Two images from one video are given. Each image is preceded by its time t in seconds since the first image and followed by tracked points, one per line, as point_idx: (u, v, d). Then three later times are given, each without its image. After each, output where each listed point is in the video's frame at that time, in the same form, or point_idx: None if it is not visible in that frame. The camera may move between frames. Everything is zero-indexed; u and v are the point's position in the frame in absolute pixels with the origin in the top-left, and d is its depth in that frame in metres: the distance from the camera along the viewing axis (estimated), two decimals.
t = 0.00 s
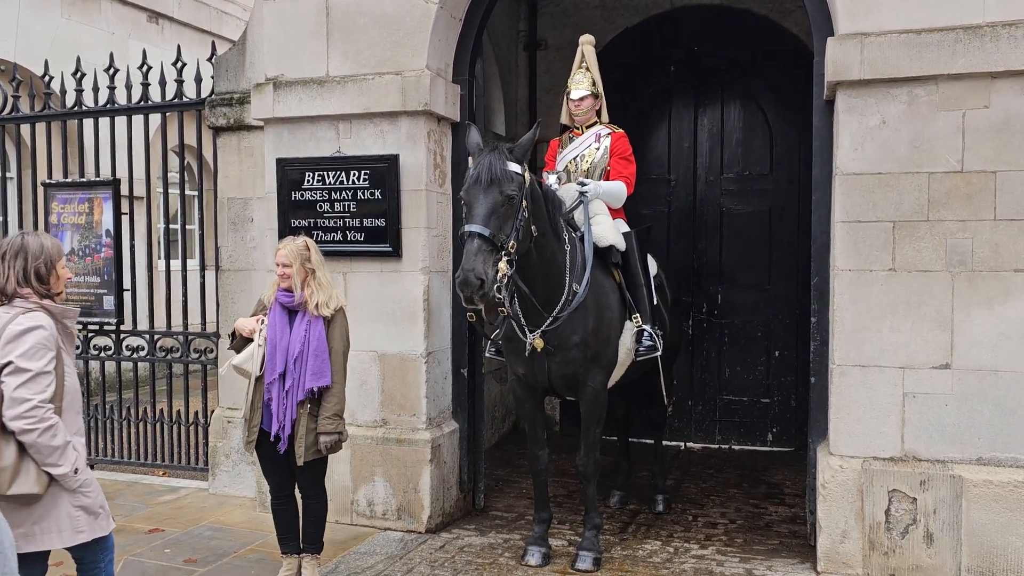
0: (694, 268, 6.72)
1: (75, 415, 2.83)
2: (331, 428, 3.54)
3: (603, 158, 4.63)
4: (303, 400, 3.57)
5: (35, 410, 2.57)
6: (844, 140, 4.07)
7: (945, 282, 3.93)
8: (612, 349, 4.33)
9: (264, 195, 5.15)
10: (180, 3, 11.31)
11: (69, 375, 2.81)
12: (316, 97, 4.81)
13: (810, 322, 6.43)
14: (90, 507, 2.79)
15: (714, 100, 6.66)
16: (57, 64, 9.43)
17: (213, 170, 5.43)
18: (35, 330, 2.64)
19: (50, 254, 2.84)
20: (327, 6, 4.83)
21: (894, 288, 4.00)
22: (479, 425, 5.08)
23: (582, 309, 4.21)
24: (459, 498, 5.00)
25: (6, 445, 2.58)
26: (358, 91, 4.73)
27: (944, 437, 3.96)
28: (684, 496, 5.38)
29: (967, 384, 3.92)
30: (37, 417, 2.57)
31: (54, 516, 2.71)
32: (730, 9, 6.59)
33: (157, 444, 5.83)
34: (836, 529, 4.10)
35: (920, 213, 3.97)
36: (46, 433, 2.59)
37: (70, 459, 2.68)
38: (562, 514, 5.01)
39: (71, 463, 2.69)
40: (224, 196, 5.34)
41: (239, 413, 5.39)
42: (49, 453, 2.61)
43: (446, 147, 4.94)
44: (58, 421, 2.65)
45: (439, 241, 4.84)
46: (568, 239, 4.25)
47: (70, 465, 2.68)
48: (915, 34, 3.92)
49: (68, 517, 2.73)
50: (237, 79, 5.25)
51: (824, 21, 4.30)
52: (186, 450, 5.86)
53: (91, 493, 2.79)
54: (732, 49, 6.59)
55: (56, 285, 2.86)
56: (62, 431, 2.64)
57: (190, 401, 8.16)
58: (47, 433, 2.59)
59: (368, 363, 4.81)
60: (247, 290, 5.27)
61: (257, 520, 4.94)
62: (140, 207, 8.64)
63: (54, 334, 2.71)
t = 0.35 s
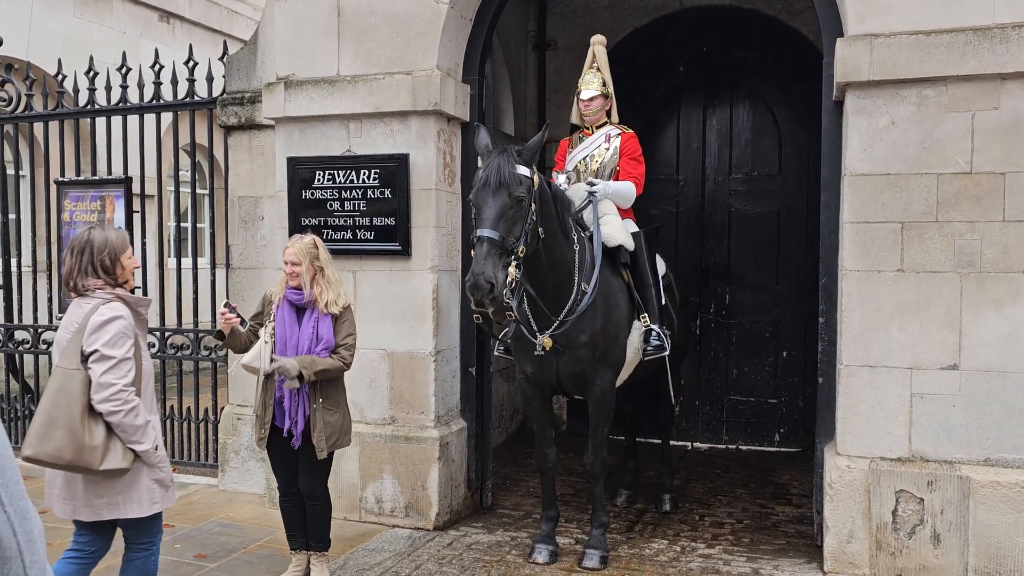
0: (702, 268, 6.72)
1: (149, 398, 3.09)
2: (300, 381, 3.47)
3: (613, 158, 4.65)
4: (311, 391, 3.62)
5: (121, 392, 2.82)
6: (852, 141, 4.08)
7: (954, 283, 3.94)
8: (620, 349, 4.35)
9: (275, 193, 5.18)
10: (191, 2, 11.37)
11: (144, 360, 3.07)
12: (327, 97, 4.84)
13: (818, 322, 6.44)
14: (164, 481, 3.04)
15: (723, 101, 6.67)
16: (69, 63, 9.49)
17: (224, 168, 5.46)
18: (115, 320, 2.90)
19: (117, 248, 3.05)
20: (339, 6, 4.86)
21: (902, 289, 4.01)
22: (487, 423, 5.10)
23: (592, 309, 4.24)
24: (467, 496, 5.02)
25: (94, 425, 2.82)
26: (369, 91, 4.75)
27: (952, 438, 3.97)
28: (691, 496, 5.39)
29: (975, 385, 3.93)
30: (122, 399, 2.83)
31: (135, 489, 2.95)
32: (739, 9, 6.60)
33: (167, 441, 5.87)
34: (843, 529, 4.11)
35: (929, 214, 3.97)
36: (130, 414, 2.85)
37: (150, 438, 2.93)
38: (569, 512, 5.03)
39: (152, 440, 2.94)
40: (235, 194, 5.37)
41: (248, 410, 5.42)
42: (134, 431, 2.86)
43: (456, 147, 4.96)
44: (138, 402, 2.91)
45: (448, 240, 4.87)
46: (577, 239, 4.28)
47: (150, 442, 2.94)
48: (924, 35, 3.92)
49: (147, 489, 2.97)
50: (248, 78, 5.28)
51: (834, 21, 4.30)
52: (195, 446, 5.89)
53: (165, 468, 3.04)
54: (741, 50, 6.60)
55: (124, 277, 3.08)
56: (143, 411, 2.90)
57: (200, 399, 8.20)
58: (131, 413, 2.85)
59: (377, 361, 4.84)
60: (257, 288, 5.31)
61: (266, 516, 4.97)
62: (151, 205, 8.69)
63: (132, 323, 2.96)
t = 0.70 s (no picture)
0: (706, 268, 6.73)
1: (190, 391, 3.20)
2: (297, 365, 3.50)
3: (618, 157, 4.65)
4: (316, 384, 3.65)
5: (151, 383, 2.94)
6: (857, 141, 4.09)
7: (959, 283, 3.94)
8: (625, 347, 4.36)
9: (281, 192, 5.19)
10: (198, 2, 11.40)
11: (187, 352, 3.19)
12: (333, 95, 4.86)
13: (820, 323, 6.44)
14: (200, 469, 3.14)
15: (728, 101, 6.67)
16: (76, 62, 9.53)
17: (230, 167, 5.48)
18: (152, 315, 3.02)
19: (168, 244, 3.19)
20: (345, 5, 4.88)
21: (907, 289, 4.02)
22: (491, 422, 5.10)
23: (597, 309, 4.25)
24: (471, 495, 5.03)
25: (128, 412, 2.97)
26: (375, 90, 4.77)
27: (957, 438, 3.97)
28: (695, 495, 5.40)
29: (979, 385, 3.93)
30: (155, 389, 2.95)
31: (170, 475, 3.06)
32: (743, 9, 6.59)
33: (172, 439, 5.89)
34: (847, 528, 4.12)
35: (934, 214, 3.98)
36: (161, 403, 2.96)
37: (183, 427, 3.03)
38: (573, 511, 5.05)
39: (186, 429, 3.04)
40: (241, 193, 5.39)
41: (254, 408, 5.44)
42: (165, 420, 2.98)
43: (461, 146, 4.98)
44: (173, 393, 3.02)
45: (453, 239, 4.88)
46: (582, 239, 4.29)
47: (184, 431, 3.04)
48: (929, 35, 3.93)
49: (181, 476, 3.08)
50: (255, 77, 5.30)
51: (840, 21, 4.30)
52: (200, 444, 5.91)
53: (200, 458, 3.14)
54: (746, 50, 6.60)
55: (175, 273, 3.21)
56: (177, 401, 3.01)
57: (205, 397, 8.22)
58: (164, 403, 2.96)
59: (382, 359, 4.85)
60: (263, 286, 5.33)
61: (271, 514, 4.99)
62: (157, 204, 8.72)
63: (172, 317, 3.08)
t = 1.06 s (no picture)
0: (709, 265, 6.61)
1: (198, 389, 3.16)
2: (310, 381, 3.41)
3: (621, 150, 4.53)
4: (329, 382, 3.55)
5: (138, 379, 2.97)
6: (866, 134, 3.97)
7: (969, 281, 3.84)
8: (626, 346, 4.25)
9: (273, 186, 5.06)
10: None
11: (195, 350, 3.15)
12: (328, 87, 4.73)
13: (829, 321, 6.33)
14: (199, 466, 3.12)
15: (732, 93, 6.55)
16: (64, 51, 9.39)
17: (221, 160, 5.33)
18: (149, 313, 3.03)
19: (191, 243, 3.20)
20: None
21: (916, 287, 3.91)
22: (490, 423, 4.97)
23: (598, 307, 4.13)
24: (469, 498, 4.91)
25: (125, 404, 3.03)
26: (370, 82, 4.64)
27: (967, 440, 3.87)
28: (698, 499, 5.29)
29: (990, 386, 3.83)
30: (142, 385, 2.97)
31: (166, 469, 3.09)
32: None
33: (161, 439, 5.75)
34: (854, 532, 4.01)
35: (944, 210, 3.87)
36: (147, 399, 2.98)
37: (172, 425, 3.02)
38: (574, 515, 4.93)
39: (176, 427, 3.03)
40: (232, 187, 5.25)
41: (246, 408, 5.31)
42: (153, 416, 2.99)
43: (459, 139, 4.84)
44: (165, 390, 3.01)
45: (451, 235, 4.75)
46: (583, 236, 4.17)
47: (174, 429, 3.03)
48: (939, 26, 3.82)
49: (176, 471, 3.09)
50: (247, 68, 5.16)
51: (847, 12, 4.19)
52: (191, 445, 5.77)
53: (197, 455, 3.11)
54: (749, 43, 6.49)
55: (200, 272, 3.22)
56: (166, 399, 3.00)
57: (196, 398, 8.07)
58: (151, 399, 2.98)
59: (377, 359, 4.73)
60: (255, 283, 5.19)
61: (262, 517, 4.86)
62: (146, 198, 8.56)
63: (171, 315, 3.07)
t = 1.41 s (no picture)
0: (740, 261, 6.06)
1: (157, 397, 2.82)
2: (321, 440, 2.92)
3: (637, 129, 3.96)
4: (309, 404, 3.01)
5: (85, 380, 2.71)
6: (919, 110, 3.41)
7: None
8: (644, 355, 3.68)
9: (238, 171, 4.45)
10: None
11: (153, 354, 2.82)
12: (300, 57, 4.13)
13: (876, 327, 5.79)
14: (142, 482, 2.79)
15: (767, 64, 6.00)
16: None
17: (179, 142, 4.71)
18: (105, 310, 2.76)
19: (163, 238, 2.87)
20: None
21: (977, 285, 3.36)
22: (487, 441, 4.37)
23: (611, 310, 3.56)
24: (463, 527, 4.32)
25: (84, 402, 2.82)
26: (348, 51, 4.05)
27: None
28: (729, 529, 4.72)
29: None
30: (88, 387, 2.71)
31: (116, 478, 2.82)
32: None
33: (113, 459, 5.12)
34: (906, 568, 3.47)
35: (1009, 198, 3.32)
36: (93, 402, 2.71)
37: (115, 433, 2.73)
38: (583, 548, 4.36)
39: (117, 435, 2.73)
40: (191, 172, 4.63)
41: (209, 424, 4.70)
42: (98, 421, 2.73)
43: (451, 117, 4.24)
44: (115, 394, 2.73)
45: (442, 227, 4.15)
46: (593, 227, 3.59)
47: (114, 437, 2.74)
48: None
49: (123, 484, 2.80)
50: (208, 37, 4.55)
51: None
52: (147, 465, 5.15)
53: (139, 470, 2.78)
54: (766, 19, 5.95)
55: (171, 270, 2.89)
56: (111, 404, 2.71)
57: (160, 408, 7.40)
58: (96, 403, 2.71)
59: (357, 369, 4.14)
60: (218, 282, 4.58)
61: (226, 551, 4.26)
62: (93, 184, 7.84)
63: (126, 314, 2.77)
